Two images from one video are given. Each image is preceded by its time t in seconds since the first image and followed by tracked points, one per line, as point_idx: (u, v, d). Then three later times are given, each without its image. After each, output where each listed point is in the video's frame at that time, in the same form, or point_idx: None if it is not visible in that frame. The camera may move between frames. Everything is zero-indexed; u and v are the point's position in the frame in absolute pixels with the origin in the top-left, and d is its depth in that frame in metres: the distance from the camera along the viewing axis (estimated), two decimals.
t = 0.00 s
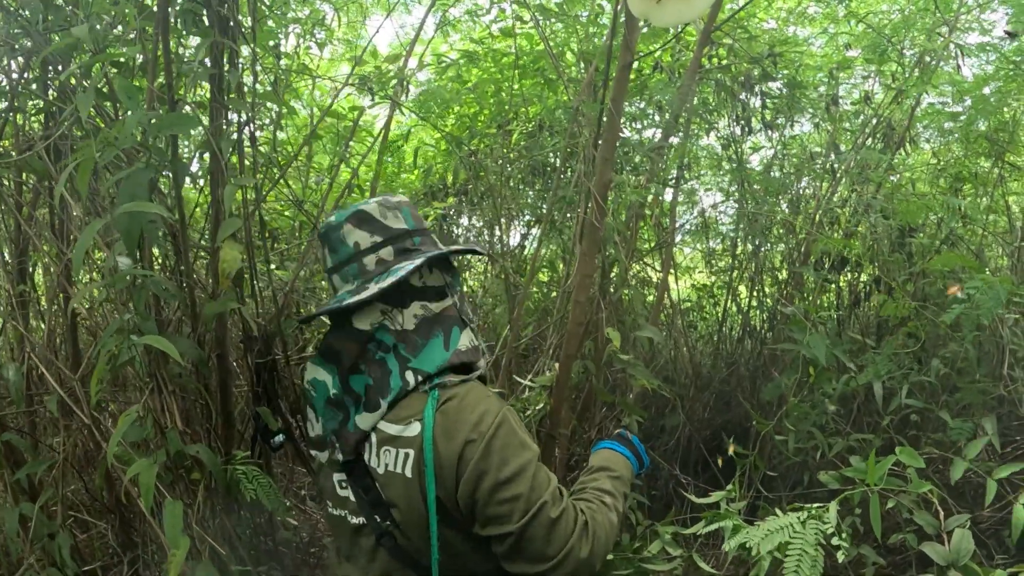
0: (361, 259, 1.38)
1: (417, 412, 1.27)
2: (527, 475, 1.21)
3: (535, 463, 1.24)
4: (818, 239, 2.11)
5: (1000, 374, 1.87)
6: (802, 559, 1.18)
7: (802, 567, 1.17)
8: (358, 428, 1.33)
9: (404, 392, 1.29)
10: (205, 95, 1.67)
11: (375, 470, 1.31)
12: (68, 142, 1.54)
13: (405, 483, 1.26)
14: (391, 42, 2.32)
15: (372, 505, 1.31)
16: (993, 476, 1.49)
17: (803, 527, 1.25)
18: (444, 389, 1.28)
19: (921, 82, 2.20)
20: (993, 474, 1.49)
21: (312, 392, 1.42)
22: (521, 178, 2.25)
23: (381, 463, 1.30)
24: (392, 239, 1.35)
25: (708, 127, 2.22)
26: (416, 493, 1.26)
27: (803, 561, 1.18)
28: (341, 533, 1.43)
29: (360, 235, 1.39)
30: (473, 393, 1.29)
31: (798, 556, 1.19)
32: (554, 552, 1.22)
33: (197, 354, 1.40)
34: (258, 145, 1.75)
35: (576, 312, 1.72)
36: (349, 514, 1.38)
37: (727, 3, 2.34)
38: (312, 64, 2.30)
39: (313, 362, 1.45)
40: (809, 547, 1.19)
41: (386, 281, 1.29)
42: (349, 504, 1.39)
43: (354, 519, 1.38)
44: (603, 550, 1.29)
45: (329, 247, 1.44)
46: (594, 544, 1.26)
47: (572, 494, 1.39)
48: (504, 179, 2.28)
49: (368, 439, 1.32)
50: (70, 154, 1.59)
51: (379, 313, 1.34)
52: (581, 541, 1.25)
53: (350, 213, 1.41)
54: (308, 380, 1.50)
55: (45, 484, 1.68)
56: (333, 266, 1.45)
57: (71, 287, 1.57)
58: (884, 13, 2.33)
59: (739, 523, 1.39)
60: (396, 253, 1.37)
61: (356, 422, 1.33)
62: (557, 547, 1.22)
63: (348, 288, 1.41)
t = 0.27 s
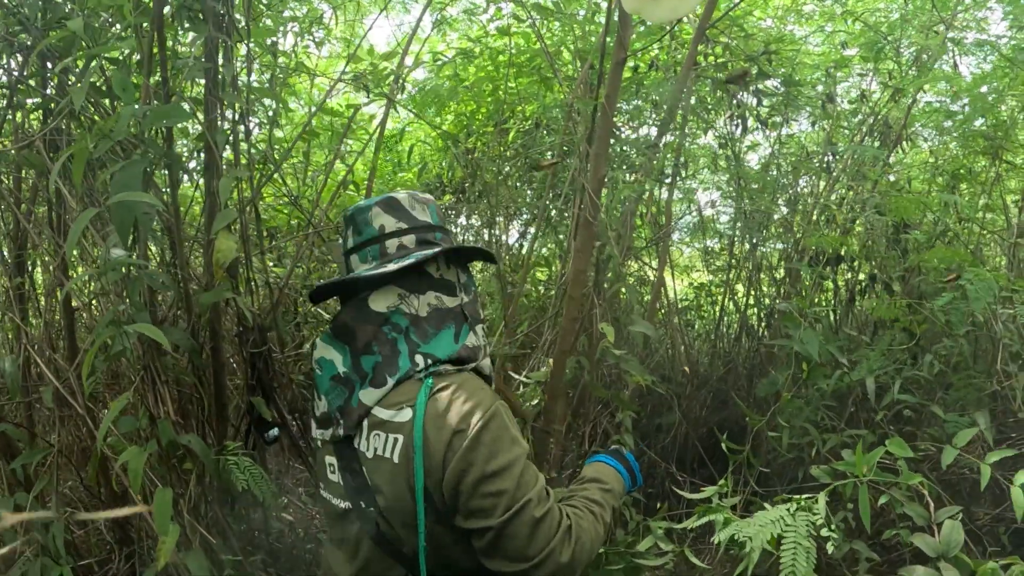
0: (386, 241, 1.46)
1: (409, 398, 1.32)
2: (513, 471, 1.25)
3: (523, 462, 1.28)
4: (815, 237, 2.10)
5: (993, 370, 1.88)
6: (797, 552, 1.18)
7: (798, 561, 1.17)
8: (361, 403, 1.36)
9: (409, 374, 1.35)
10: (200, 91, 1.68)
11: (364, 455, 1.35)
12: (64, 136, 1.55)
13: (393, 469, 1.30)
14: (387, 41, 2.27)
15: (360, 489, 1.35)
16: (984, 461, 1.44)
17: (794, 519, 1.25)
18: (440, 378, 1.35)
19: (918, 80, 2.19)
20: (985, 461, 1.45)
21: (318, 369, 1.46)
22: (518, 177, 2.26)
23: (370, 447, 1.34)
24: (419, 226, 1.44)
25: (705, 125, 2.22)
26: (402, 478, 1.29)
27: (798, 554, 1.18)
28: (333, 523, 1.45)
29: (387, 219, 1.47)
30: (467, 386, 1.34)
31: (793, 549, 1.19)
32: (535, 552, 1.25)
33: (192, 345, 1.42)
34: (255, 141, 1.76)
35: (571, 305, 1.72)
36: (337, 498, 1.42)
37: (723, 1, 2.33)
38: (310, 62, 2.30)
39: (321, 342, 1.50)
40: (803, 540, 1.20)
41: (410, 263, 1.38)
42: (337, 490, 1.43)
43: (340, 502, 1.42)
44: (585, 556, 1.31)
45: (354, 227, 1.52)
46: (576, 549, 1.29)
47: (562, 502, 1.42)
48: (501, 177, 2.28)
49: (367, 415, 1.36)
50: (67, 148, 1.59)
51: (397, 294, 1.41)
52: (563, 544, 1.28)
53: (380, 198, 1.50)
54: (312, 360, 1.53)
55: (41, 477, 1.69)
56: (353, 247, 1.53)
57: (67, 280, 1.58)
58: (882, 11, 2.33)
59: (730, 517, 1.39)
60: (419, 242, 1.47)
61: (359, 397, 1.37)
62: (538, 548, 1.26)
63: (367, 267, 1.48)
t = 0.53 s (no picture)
0: (378, 241, 1.47)
1: (397, 393, 1.34)
2: (496, 462, 1.26)
3: (508, 453, 1.28)
4: (812, 238, 2.11)
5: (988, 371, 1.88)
6: (776, 547, 1.22)
7: (775, 555, 1.21)
8: (352, 399, 1.39)
9: (398, 370, 1.37)
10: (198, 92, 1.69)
11: (355, 450, 1.38)
12: (64, 138, 1.56)
13: (381, 463, 1.32)
14: (388, 41, 2.27)
15: (350, 485, 1.37)
16: (975, 456, 1.45)
17: (778, 515, 1.28)
18: (425, 372, 1.36)
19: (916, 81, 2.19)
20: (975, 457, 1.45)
21: (310, 366, 1.48)
22: (518, 177, 2.32)
23: (359, 443, 1.37)
24: (411, 225, 1.46)
25: (702, 125, 2.22)
26: (390, 473, 1.32)
27: (777, 548, 1.22)
28: (327, 520, 1.47)
29: (380, 219, 1.49)
30: (453, 378, 1.35)
31: (773, 543, 1.23)
32: (520, 543, 1.27)
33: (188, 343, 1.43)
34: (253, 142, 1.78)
35: (565, 306, 1.72)
36: (330, 495, 1.43)
37: (720, 2, 2.33)
38: (308, 63, 2.31)
39: (314, 339, 1.51)
40: (783, 535, 1.23)
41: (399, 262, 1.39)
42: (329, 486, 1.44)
43: (334, 499, 1.43)
44: (575, 547, 1.31)
45: (349, 227, 1.54)
46: (564, 539, 1.29)
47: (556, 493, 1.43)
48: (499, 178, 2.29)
49: (357, 410, 1.39)
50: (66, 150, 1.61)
51: (388, 292, 1.42)
52: (550, 534, 1.28)
53: (375, 198, 1.51)
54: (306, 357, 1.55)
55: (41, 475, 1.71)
56: (347, 246, 1.54)
57: (66, 280, 1.59)
58: (881, 12, 2.32)
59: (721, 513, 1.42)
60: (411, 242, 1.48)
61: (350, 393, 1.39)
62: (524, 538, 1.27)
63: (360, 266, 1.49)
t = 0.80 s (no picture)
0: (383, 243, 1.47)
1: (402, 390, 1.34)
2: (499, 459, 1.26)
3: (509, 452, 1.29)
4: (813, 238, 2.11)
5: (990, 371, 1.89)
6: (793, 552, 1.20)
7: (794, 560, 1.19)
8: (357, 395, 1.38)
9: (403, 368, 1.36)
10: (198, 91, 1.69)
11: (359, 446, 1.37)
12: (63, 138, 1.56)
13: (383, 459, 1.32)
14: (387, 42, 2.27)
15: (353, 481, 1.38)
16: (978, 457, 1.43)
17: (791, 518, 1.27)
18: (431, 371, 1.36)
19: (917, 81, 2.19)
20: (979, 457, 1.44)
21: (313, 364, 1.48)
22: (518, 177, 2.32)
23: (363, 438, 1.36)
24: (415, 227, 1.45)
25: (703, 125, 2.22)
26: (394, 469, 1.31)
27: (794, 552, 1.19)
28: (329, 519, 1.47)
29: (385, 221, 1.48)
30: (456, 378, 1.36)
31: (789, 548, 1.20)
32: (520, 542, 1.26)
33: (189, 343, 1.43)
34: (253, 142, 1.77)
35: (565, 306, 1.73)
36: (331, 491, 1.44)
37: (721, 1, 2.32)
38: (307, 62, 2.30)
39: (317, 339, 1.51)
40: (800, 540, 1.21)
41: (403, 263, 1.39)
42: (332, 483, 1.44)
43: (335, 495, 1.43)
44: (570, 550, 1.31)
45: (354, 229, 1.53)
46: (561, 539, 1.29)
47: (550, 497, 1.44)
48: (498, 178, 2.33)
49: (362, 407, 1.38)
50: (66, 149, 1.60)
51: (392, 293, 1.42)
52: (548, 534, 1.28)
53: (380, 201, 1.51)
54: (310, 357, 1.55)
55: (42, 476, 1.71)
56: (353, 247, 1.54)
57: (67, 279, 1.58)
58: (881, 11, 2.32)
59: (724, 515, 1.40)
60: (415, 244, 1.47)
61: (354, 390, 1.39)
62: (523, 536, 1.26)
63: (365, 267, 1.49)
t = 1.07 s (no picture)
0: (397, 241, 1.48)
1: (402, 385, 1.34)
2: (493, 462, 1.27)
3: (504, 455, 1.29)
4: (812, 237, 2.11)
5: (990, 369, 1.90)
6: (787, 542, 1.23)
7: (787, 550, 1.22)
8: (357, 393, 1.39)
9: (405, 365, 1.37)
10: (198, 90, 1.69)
11: (357, 439, 1.38)
12: (64, 135, 1.55)
13: (380, 452, 1.33)
14: (387, 41, 2.25)
15: (351, 474, 1.39)
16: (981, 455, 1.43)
17: (789, 510, 1.29)
18: (434, 367, 1.36)
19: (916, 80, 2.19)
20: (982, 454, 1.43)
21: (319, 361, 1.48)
22: (518, 176, 2.32)
23: (362, 430, 1.37)
24: (430, 227, 1.45)
25: (702, 124, 2.23)
26: (389, 463, 1.32)
27: (788, 544, 1.23)
28: (329, 517, 1.47)
29: (400, 219, 1.49)
30: (457, 376, 1.35)
31: (783, 539, 1.24)
32: (506, 546, 1.27)
33: (189, 340, 1.43)
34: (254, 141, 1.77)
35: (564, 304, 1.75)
36: (330, 483, 1.46)
37: (720, 1, 2.32)
38: (307, 61, 2.30)
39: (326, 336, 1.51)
40: (794, 531, 1.24)
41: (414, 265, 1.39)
42: (331, 476, 1.46)
43: (334, 487, 1.46)
44: (557, 557, 1.32)
45: (369, 224, 1.54)
46: (548, 547, 1.30)
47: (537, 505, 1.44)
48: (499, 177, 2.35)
49: (362, 402, 1.39)
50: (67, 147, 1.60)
51: (402, 295, 1.42)
52: (536, 541, 1.29)
53: (396, 197, 1.51)
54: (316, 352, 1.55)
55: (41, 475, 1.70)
56: (367, 242, 1.55)
57: (67, 278, 1.58)
58: (880, 11, 2.32)
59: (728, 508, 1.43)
60: (429, 244, 1.48)
61: (356, 386, 1.39)
62: (510, 541, 1.27)
63: (378, 264, 1.50)
